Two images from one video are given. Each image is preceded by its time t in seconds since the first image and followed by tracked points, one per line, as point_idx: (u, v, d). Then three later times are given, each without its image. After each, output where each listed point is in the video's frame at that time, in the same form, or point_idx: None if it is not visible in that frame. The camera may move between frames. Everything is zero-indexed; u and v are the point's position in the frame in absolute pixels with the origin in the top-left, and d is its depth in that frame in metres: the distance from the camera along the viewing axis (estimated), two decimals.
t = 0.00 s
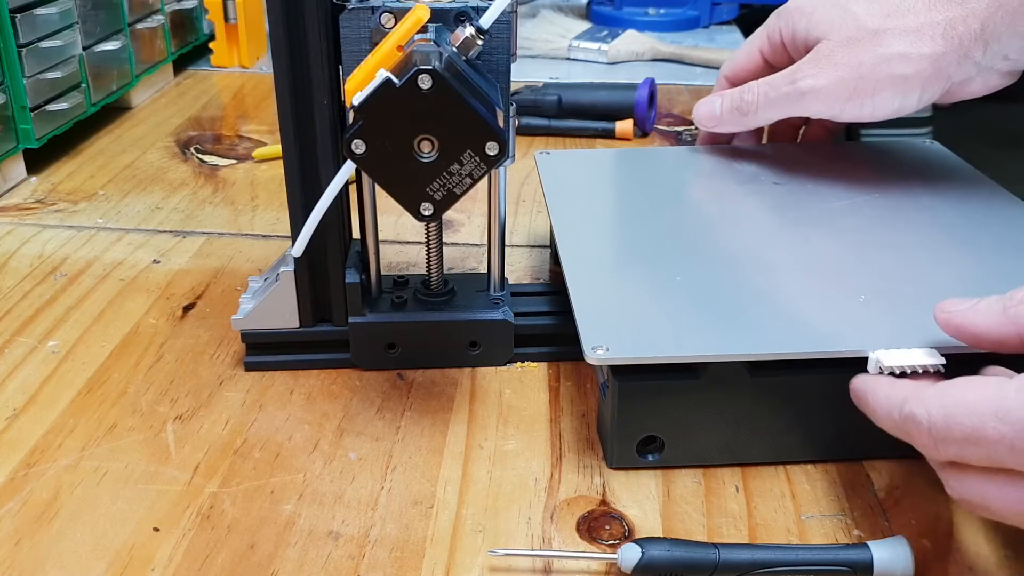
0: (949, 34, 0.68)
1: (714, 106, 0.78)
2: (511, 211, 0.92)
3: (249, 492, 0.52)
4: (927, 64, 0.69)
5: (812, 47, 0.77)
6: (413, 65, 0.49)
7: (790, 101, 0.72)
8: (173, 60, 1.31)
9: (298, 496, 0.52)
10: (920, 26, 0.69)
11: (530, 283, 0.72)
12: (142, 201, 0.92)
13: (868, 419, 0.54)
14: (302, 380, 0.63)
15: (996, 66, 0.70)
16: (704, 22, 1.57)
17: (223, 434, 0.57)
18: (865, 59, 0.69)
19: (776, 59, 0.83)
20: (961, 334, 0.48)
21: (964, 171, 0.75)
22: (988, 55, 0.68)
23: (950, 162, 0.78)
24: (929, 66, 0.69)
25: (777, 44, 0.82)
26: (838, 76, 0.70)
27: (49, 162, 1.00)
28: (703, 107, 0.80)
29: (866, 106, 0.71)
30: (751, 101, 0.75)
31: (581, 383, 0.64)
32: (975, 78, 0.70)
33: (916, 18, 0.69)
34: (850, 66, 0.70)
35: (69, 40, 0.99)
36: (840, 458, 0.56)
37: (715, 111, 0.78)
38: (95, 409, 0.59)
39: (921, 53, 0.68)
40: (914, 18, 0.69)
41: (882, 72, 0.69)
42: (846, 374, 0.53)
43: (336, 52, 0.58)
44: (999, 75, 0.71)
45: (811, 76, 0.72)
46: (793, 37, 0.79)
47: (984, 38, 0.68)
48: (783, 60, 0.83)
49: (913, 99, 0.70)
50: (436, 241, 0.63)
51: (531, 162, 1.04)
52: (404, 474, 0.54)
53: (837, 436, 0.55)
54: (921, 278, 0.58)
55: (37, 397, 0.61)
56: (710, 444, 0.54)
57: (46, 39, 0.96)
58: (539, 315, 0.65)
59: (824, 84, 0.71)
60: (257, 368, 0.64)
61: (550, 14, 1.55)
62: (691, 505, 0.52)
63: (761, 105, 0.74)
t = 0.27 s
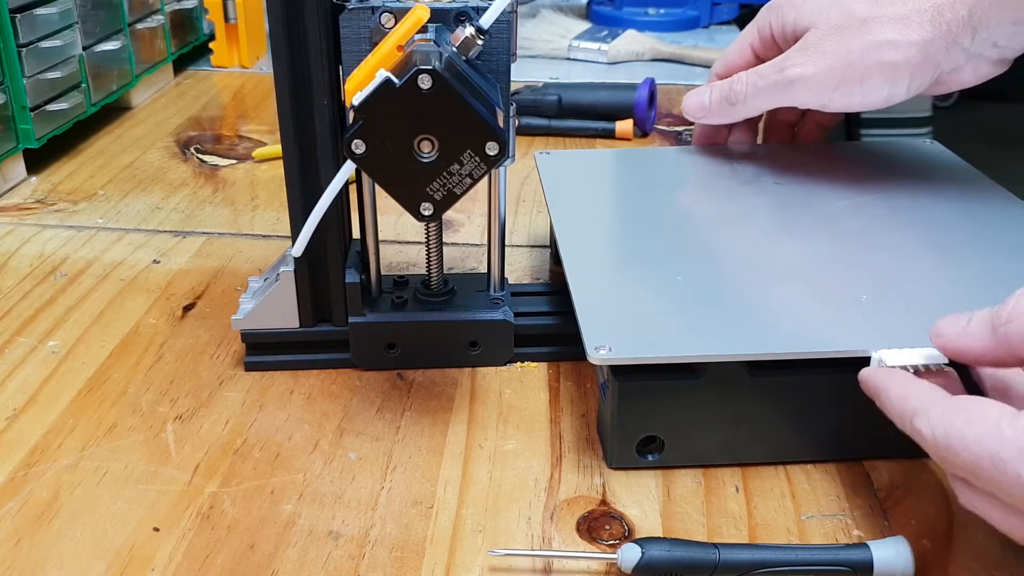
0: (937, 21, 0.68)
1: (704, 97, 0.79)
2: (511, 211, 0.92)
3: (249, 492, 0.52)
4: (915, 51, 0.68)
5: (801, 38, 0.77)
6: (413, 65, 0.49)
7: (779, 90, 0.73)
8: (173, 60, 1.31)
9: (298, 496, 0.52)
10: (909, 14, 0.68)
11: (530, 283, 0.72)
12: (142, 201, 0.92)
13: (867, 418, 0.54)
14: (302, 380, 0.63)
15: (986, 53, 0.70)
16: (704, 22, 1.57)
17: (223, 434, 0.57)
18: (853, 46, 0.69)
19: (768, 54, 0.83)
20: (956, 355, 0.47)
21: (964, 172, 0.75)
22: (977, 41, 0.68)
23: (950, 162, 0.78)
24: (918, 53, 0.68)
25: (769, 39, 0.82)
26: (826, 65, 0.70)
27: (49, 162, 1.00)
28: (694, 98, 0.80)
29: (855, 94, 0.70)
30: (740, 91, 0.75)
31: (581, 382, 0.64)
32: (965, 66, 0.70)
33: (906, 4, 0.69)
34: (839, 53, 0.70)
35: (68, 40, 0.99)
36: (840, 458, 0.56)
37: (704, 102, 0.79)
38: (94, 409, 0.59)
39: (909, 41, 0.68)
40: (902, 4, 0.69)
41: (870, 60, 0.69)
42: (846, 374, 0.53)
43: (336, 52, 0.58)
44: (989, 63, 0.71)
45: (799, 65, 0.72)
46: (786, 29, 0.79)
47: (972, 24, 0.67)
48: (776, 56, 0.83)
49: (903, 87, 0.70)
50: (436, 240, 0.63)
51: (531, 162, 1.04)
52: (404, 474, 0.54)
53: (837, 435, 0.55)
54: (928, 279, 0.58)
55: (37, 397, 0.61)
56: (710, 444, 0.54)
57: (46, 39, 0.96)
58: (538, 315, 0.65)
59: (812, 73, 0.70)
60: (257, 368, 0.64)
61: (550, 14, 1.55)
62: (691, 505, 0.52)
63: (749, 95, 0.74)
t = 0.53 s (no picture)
0: None
1: (715, 74, 0.79)
2: (511, 211, 0.92)
3: (249, 492, 0.52)
4: (934, 25, 0.67)
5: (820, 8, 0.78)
6: (413, 65, 0.49)
7: (792, 65, 0.72)
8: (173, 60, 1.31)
9: (298, 496, 0.52)
10: None
11: (530, 283, 0.72)
12: (142, 201, 0.92)
13: (867, 418, 0.54)
14: (302, 380, 0.63)
15: (1008, 33, 0.71)
16: (704, 22, 1.57)
17: (223, 434, 0.57)
18: (869, 20, 0.68)
19: (780, 33, 0.85)
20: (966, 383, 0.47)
21: (963, 172, 0.75)
22: (999, 19, 0.69)
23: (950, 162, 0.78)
24: (937, 27, 0.67)
25: (784, 15, 0.83)
26: (842, 39, 0.69)
27: (49, 162, 1.00)
28: (703, 77, 0.81)
29: (869, 69, 0.69)
30: (751, 67, 0.75)
31: (581, 382, 0.64)
32: (985, 45, 0.71)
33: None
34: (855, 29, 0.69)
35: (69, 40, 0.99)
36: (840, 458, 0.56)
37: (713, 79, 0.79)
38: (95, 409, 0.60)
39: (928, 15, 0.67)
40: None
41: (888, 32, 0.68)
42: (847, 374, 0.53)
43: (336, 52, 0.58)
44: (1008, 44, 0.72)
45: (813, 40, 0.71)
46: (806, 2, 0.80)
47: None
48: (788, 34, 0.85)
49: (920, 62, 0.69)
50: (436, 240, 0.63)
51: (531, 162, 1.04)
52: (404, 474, 0.54)
53: (837, 435, 0.55)
54: (939, 277, 0.57)
55: (37, 396, 0.61)
56: (710, 444, 0.54)
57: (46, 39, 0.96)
58: (538, 314, 0.65)
59: (826, 48, 0.70)
60: (257, 368, 0.64)
61: (549, 14, 1.55)
62: (691, 505, 0.52)
63: (761, 70, 0.74)
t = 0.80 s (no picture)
0: None
1: (708, 50, 0.79)
2: (511, 211, 0.92)
3: (249, 492, 0.52)
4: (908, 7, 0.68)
5: None
6: (413, 65, 0.49)
7: (775, 45, 0.72)
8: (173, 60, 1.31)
9: (298, 495, 0.52)
10: None
11: (530, 283, 0.72)
12: (142, 201, 0.92)
13: (866, 417, 0.54)
14: (302, 380, 0.63)
15: (980, 13, 0.69)
16: (704, 22, 1.57)
17: (223, 434, 0.57)
18: (846, 2, 0.69)
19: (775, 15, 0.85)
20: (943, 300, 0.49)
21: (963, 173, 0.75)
22: None
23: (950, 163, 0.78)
24: (909, 9, 0.69)
25: None
26: (820, 20, 0.70)
27: (49, 162, 1.00)
28: (698, 51, 0.80)
29: (846, 50, 0.70)
30: (741, 45, 0.75)
31: (581, 383, 0.64)
32: (960, 25, 0.70)
33: None
34: (832, 10, 0.70)
35: (68, 40, 0.99)
36: (840, 458, 0.56)
37: (708, 55, 0.78)
38: (95, 409, 0.60)
39: None
40: None
41: (863, 14, 0.69)
42: (846, 373, 0.53)
43: (336, 52, 0.58)
44: (985, 25, 0.71)
45: (795, 20, 0.72)
46: None
47: None
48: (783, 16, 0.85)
49: (893, 45, 0.70)
50: (436, 240, 0.63)
51: (531, 162, 1.04)
52: (404, 474, 0.54)
53: (837, 435, 0.55)
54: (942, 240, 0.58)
55: (37, 396, 0.61)
56: (710, 444, 0.54)
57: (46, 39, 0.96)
58: (538, 315, 0.65)
59: (806, 27, 0.71)
60: (257, 368, 0.64)
61: (549, 14, 1.55)
62: (691, 505, 0.52)
63: (749, 49, 0.74)
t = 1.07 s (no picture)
0: None
1: (710, 52, 0.78)
2: (511, 211, 0.92)
3: (249, 492, 0.52)
4: (902, 10, 0.69)
5: None
6: (412, 65, 0.49)
7: (775, 48, 0.72)
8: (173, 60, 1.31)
9: (298, 496, 0.52)
10: None
11: (530, 283, 0.72)
12: (142, 201, 0.92)
13: (865, 417, 0.54)
14: (302, 380, 0.63)
15: (976, 14, 0.70)
16: (704, 22, 1.57)
17: (223, 434, 0.57)
18: (842, 6, 0.70)
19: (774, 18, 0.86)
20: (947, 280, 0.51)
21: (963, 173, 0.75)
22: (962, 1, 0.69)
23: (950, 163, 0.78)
24: (905, 13, 0.69)
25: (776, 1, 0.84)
26: (817, 23, 0.70)
27: (49, 162, 1.00)
28: (701, 54, 0.79)
29: (843, 54, 0.70)
30: (742, 47, 0.74)
31: (581, 383, 0.64)
32: (956, 27, 0.71)
33: None
34: (829, 14, 0.70)
35: (68, 40, 0.99)
36: (841, 458, 0.56)
37: (710, 56, 0.77)
38: (94, 409, 0.60)
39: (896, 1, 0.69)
40: None
41: (859, 18, 0.69)
42: (846, 373, 0.53)
43: (335, 52, 0.58)
44: (981, 26, 0.71)
45: (794, 23, 0.71)
46: None
47: None
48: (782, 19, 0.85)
49: (889, 47, 0.70)
50: (436, 240, 0.63)
51: (531, 162, 1.04)
52: (404, 474, 0.54)
53: (837, 435, 0.55)
54: (942, 228, 0.59)
55: (37, 396, 0.61)
56: (710, 444, 0.54)
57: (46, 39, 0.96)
58: (538, 315, 0.65)
59: (804, 31, 0.70)
60: (257, 368, 0.64)
61: (549, 14, 1.55)
62: (691, 505, 0.52)
63: (750, 53, 0.73)
